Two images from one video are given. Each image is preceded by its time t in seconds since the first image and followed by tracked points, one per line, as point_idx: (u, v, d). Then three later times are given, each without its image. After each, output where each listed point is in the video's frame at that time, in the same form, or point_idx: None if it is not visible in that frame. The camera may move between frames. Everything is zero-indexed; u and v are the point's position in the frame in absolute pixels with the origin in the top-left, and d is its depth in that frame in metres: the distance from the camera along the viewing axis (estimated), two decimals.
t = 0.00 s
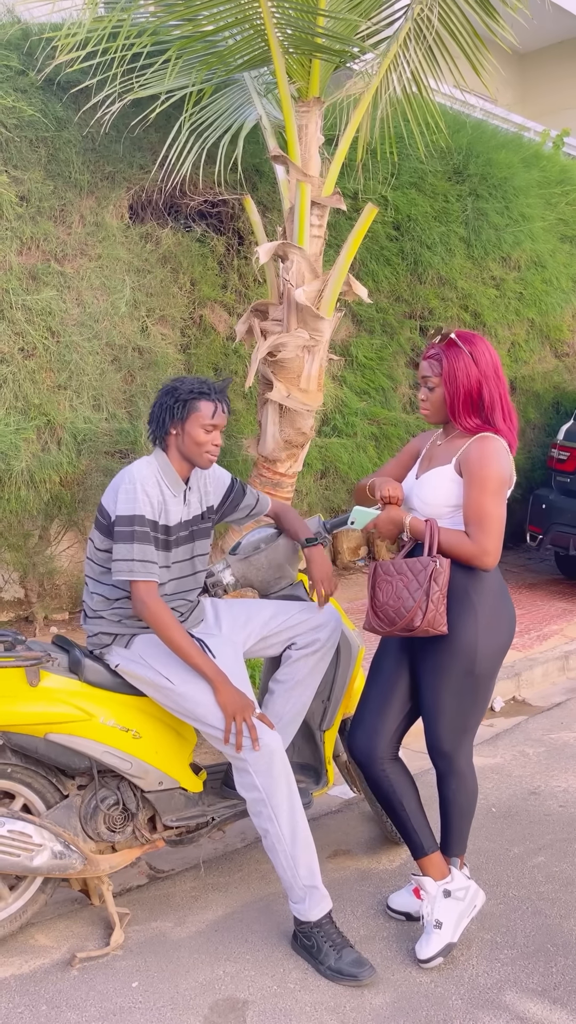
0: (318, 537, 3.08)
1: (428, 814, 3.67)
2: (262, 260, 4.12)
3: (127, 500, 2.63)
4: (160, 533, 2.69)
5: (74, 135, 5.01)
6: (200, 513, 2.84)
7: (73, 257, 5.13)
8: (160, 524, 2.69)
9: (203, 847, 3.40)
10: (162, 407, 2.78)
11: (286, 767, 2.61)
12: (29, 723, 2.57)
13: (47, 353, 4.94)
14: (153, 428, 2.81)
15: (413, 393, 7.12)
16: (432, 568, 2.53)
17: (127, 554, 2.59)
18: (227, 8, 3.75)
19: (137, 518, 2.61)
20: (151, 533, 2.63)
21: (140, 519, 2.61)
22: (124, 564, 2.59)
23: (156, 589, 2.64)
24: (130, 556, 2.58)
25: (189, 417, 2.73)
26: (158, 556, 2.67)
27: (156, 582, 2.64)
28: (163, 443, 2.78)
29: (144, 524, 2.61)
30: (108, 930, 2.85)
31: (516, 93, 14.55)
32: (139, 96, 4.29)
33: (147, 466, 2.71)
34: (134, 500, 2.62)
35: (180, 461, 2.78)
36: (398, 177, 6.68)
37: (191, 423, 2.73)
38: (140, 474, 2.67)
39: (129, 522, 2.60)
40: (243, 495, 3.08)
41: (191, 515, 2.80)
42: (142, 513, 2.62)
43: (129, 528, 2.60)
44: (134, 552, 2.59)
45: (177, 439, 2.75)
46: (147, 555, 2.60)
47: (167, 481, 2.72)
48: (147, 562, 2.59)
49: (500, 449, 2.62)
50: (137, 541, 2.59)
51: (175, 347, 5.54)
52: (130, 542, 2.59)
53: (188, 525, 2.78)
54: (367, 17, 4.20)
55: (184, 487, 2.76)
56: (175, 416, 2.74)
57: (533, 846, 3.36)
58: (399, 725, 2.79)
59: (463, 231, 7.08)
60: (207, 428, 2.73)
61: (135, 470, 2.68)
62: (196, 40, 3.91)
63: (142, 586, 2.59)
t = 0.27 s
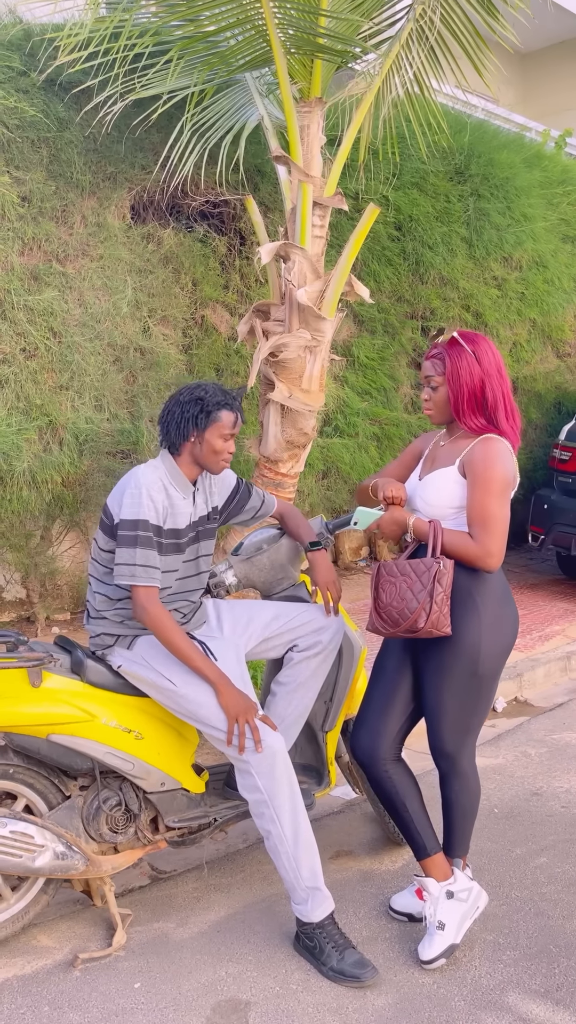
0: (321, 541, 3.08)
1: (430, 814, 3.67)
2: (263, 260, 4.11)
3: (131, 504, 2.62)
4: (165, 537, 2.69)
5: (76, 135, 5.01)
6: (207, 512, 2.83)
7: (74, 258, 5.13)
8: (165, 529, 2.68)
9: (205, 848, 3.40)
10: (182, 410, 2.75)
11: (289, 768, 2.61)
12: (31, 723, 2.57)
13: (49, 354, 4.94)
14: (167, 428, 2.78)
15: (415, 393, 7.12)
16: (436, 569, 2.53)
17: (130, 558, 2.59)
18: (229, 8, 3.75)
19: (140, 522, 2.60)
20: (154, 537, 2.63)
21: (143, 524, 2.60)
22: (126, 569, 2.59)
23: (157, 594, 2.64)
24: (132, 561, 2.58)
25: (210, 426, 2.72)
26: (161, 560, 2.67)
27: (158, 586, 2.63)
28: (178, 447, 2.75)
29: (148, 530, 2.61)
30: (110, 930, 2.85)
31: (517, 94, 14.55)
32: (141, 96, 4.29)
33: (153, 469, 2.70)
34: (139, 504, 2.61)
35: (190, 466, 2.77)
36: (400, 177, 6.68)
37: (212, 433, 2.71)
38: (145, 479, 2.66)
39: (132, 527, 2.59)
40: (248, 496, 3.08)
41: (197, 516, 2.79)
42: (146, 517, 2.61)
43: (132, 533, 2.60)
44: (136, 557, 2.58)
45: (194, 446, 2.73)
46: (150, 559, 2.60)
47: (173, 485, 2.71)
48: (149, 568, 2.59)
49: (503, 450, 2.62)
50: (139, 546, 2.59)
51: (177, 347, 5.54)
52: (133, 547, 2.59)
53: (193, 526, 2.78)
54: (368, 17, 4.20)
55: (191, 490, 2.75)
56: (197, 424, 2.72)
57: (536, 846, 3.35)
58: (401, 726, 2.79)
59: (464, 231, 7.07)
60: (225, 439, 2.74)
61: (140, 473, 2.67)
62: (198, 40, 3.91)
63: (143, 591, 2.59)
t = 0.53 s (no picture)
0: (321, 544, 3.09)
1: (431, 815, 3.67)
2: (265, 260, 4.11)
3: (131, 506, 2.62)
4: (166, 539, 2.69)
5: (77, 135, 5.01)
6: (207, 512, 2.84)
7: (76, 258, 5.13)
8: (165, 531, 2.67)
9: (206, 848, 3.40)
10: (189, 410, 2.73)
11: (290, 768, 2.61)
12: (32, 724, 2.57)
13: (50, 354, 4.94)
14: (171, 428, 2.76)
15: (416, 393, 7.11)
16: (437, 569, 2.52)
17: (130, 561, 2.58)
18: (230, 7, 3.75)
19: (140, 525, 2.60)
20: (154, 540, 2.63)
21: (143, 526, 2.60)
22: (126, 571, 2.58)
23: (156, 596, 2.64)
24: (132, 563, 2.58)
25: (218, 427, 2.73)
26: (161, 562, 2.67)
27: (158, 588, 2.63)
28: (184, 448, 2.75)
29: (148, 532, 2.60)
30: (111, 930, 2.85)
31: (519, 94, 14.54)
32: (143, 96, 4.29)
33: (153, 470, 2.70)
34: (139, 507, 2.61)
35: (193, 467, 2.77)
36: (401, 177, 6.68)
37: (220, 435, 2.73)
38: (146, 480, 2.66)
39: (132, 529, 2.59)
40: (248, 497, 3.08)
41: (198, 516, 2.79)
42: (146, 520, 2.61)
43: (132, 536, 2.60)
44: (135, 560, 2.58)
45: (202, 447, 2.74)
46: (149, 562, 2.59)
47: (174, 487, 2.71)
48: (148, 571, 2.59)
49: (505, 450, 2.62)
50: (139, 549, 2.58)
51: (178, 347, 5.54)
52: (133, 549, 2.59)
53: (194, 526, 2.79)
54: (370, 16, 4.20)
55: (192, 490, 2.76)
56: (205, 425, 2.72)
57: (537, 846, 3.35)
58: (402, 727, 2.78)
59: (466, 231, 7.07)
60: (231, 440, 2.76)
61: (141, 475, 2.66)
62: (199, 40, 3.91)
63: (142, 594, 2.59)
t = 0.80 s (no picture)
0: (321, 546, 3.08)
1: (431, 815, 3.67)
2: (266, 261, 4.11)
3: (131, 509, 2.62)
4: (166, 541, 2.69)
5: (78, 136, 5.01)
6: (208, 512, 2.85)
7: (77, 258, 5.13)
8: (165, 533, 2.67)
9: (207, 849, 3.40)
10: (189, 412, 2.73)
11: (291, 768, 2.61)
12: (33, 725, 2.57)
13: (51, 354, 4.94)
14: (172, 430, 2.75)
15: (417, 393, 7.11)
16: (438, 570, 2.52)
17: (129, 563, 2.58)
18: (232, 8, 3.75)
19: (139, 527, 2.60)
20: (154, 542, 2.63)
21: (142, 528, 2.60)
22: (125, 574, 2.58)
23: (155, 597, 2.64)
24: (131, 566, 2.58)
25: (218, 427, 2.73)
26: (160, 564, 2.66)
27: (157, 590, 2.63)
28: (185, 450, 2.74)
29: (147, 535, 2.60)
30: (112, 931, 2.85)
31: (520, 94, 14.54)
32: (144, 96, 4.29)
33: (153, 472, 2.70)
34: (138, 510, 2.61)
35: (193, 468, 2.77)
36: (402, 177, 6.68)
37: (220, 435, 2.73)
38: (146, 482, 2.66)
39: (131, 532, 2.59)
40: (249, 497, 3.09)
41: (199, 517, 2.80)
42: (145, 522, 2.61)
43: (131, 539, 2.60)
44: (134, 562, 2.58)
45: (203, 449, 2.74)
46: (148, 565, 2.59)
47: (174, 488, 2.71)
48: (148, 573, 2.59)
49: (506, 451, 2.62)
50: (138, 551, 2.58)
51: (179, 347, 5.54)
52: (132, 552, 2.59)
53: (195, 527, 2.79)
54: (371, 17, 4.20)
55: (193, 490, 2.76)
56: (206, 426, 2.72)
57: (538, 847, 3.35)
58: (403, 728, 2.78)
59: (467, 231, 7.07)
60: (231, 440, 2.77)
61: (140, 477, 2.66)
62: (200, 41, 3.91)
63: (141, 597, 2.59)
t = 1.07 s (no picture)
0: (321, 547, 3.08)
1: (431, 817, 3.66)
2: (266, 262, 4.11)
3: (132, 509, 2.62)
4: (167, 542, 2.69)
5: (78, 137, 5.01)
6: (209, 514, 2.85)
7: (77, 259, 5.13)
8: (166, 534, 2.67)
9: (207, 850, 3.40)
10: (188, 412, 2.73)
11: (291, 769, 2.61)
12: (34, 726, 2.57)
13: (52, 355, 4.94)
14: (171, 431, 2.75)
15: (418, 394, 7.10)
16: (439, 572, 2.52)
17: (130, 565, 2.58)
18: (232, 9, 3.74)
19: (140, 528, 2.60)
20: (155, 543, 2.62)
21: (143, 529, 2.60)
22: (126, 574, 2.58)
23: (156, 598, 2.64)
24: (132, 567, 2.58)
25: (218, 428, 2.73)
26: (162, 564, 2.67)
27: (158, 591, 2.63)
28: (185, 450, 2.74)
29: (149, 536, 2.60)
30: (112, 933, 2.85)
31: (521, 95, 14.53)
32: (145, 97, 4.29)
33: (154, 473, 2.70)
34: (139, 510, 2.61)
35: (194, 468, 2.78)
36: (403, 177, 6.68)
37: (220, 435, 2.73)
38: (147, 483, 2.66)
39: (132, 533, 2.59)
40: (250, 498, 3.09)
41: (200, 518, 2.80)
42: (146, 523, 2.61)
43: (133, 540, 2.60)
44: (136, 563, 2.58)
45: (203, 449, 2.74)
46: (150, 566, 2.59)
47: (175, 489, 2.71)
48: (149, 574, 2.59)
49: (507, 454, 2.61)
50: (139, 552, 2.58)
51: (179, 348, 5.54)
52: (133, 553, 2.59)
53: (197, 527, 2.79)
54: (371, 17, 4.19)
55: (194, 491, 2.76)
56: (205, 426, 2.72)
57: (538, 849, 3.35)
58: (403, 730, 2.78)
59: (467, 232, 7.07)
60: (231, 440, 2.77)
61: (141, 478, 2.66)
62: (200, 42, 3.91)
63: (142, 598, 2.58)
